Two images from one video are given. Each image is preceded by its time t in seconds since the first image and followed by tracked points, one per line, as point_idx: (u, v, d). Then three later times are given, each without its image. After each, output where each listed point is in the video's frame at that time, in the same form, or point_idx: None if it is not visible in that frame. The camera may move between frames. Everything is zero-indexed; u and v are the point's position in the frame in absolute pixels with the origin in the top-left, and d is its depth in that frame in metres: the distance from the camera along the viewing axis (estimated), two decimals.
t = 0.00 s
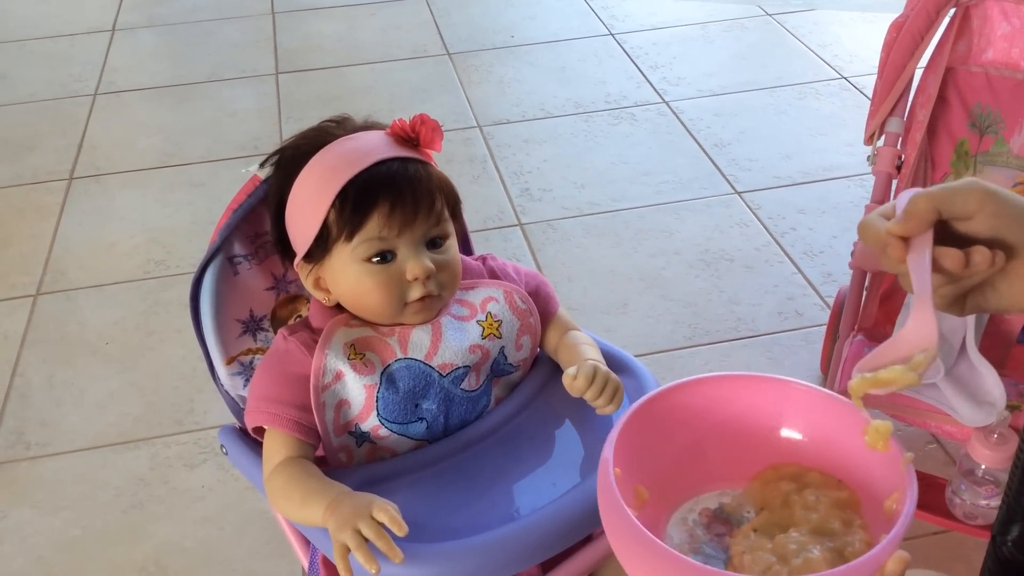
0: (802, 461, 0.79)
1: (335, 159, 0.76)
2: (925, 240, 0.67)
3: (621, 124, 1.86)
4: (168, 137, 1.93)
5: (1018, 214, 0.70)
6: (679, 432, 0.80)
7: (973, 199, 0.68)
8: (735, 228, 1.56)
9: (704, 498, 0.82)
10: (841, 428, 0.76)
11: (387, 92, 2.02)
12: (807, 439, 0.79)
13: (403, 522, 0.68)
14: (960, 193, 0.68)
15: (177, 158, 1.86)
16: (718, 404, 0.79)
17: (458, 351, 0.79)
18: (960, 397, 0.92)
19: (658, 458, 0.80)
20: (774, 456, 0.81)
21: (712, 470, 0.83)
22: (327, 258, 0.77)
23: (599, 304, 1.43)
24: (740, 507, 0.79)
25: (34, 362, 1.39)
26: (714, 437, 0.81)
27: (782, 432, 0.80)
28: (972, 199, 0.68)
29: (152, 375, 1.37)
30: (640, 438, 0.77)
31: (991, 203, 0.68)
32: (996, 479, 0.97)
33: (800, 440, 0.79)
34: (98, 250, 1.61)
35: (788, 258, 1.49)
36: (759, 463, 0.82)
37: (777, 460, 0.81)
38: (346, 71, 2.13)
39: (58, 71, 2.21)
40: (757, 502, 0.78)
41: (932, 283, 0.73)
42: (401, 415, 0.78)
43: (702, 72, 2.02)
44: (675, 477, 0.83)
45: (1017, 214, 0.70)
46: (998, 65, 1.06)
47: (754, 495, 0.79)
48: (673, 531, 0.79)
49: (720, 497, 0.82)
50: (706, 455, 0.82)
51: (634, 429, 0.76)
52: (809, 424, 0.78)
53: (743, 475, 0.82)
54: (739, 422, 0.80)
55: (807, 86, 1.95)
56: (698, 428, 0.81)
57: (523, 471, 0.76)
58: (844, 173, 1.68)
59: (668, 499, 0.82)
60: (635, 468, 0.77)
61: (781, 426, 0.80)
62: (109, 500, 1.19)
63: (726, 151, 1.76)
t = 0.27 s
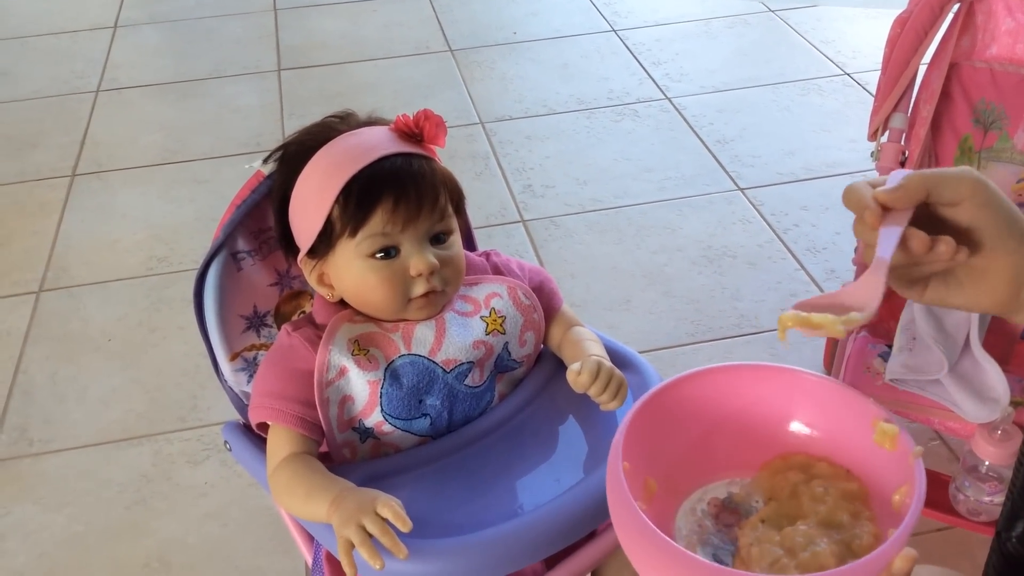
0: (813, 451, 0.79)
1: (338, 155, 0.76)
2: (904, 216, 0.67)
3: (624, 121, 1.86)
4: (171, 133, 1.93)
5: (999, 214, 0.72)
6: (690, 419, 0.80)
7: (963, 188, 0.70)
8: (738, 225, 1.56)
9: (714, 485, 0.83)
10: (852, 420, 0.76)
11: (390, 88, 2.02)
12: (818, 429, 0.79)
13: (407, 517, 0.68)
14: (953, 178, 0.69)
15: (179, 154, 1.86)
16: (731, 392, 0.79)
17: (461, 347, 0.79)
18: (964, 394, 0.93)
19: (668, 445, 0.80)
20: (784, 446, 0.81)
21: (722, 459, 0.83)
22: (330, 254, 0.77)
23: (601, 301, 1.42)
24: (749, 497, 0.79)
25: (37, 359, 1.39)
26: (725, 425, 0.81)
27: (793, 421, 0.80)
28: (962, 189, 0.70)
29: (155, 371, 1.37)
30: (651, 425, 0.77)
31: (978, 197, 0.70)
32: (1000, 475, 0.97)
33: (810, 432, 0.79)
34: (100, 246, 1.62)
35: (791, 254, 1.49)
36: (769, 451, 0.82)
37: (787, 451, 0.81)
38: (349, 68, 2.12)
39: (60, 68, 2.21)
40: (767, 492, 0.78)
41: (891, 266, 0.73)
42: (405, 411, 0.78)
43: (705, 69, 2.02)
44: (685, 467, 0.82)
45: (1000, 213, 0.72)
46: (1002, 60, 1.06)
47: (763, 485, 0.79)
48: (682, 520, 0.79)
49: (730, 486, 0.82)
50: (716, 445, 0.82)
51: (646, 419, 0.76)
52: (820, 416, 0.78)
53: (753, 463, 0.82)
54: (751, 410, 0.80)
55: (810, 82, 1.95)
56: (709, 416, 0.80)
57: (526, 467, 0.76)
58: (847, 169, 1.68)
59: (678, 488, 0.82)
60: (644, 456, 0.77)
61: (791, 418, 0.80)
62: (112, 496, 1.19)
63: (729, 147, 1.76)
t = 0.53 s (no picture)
0: (807, 483, 0.76)
1: (340, 155, 0.76)
2: (778, 219, 0.62)
3: (625, 120, 1.86)
4: (172, 132, 1.93)
5: (869, 226, 0.63)
6: (684, 446, 0.77)
7: (836, 200, 0.62)
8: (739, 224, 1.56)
9: (703, 519, 0.78)
10: (850, 450, 0.73)
11: (391, 88, 2.02)
12: (813, 461, 0.76)
13: (408, 517, 0.69)
14: (828, 189, 0.62)
15: (180, 154, 1.86)
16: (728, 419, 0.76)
17: (463, 347, 0.79)
18: (965, 393, 0.92)
19: (662, 474, 0.76)
20: (778, 479, 0.77)
21: (714, 492, 0.79)
22: (332, 254, 0.77)
23: (603, 300, 1.43)
24: (743, 530, 0.75)
25: (39, 358, 1.39)
26: (719, 454, 0.78)
27: (788, 453, 0.76)
28: (836, 200, 0.62)
29: (157, 370, 1.37)
30: (647, 451, 0.73)
31: (853, 212, 0.62)
32: (1001, 475, 0.98)
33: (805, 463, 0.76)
34: (102, 246, 1.62)
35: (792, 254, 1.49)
36: (762, 483, 0.78)
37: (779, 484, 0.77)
38: (350, 67, 2.12)
39: (61, 67, 2.21)
40: (761, 526, 0.74)
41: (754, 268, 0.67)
42: (407, 410, 0.78)
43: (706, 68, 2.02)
44: (677, 500, 0.78)
45: (871, 232, 0.63)
46: (1003, 59, 1.08)
47: (756, 519, 0.75)
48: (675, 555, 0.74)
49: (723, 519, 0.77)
50: (708, 476, 0.78)
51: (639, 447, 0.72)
52: (814, 447, 0.75)
53: (744, 496, 0.78)
54: (746, 439, 0.77)
55: (811, 81, 1.95)
56: (702, 443, 0.77)
57: (528, 466, 0.76)
58: (849, 168, 1.68)
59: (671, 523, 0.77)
60: (637, 484, 0.73)
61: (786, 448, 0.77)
62: (114, 495, 1.19)
63: (730, 146, 1.76)
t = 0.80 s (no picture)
0: (851, 568, 0.80)
1: (342, 157, 0.76)
2: (654, 226, 0.69)
3: (627, 121, 1.86)
4: (174, 133, 1.93)
5: (740, 234, 0.67)
6: (728, 526, 0.80)
7: (704, 209, 0.67)
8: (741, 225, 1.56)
9: None
10: (893, 532, 0.78)
11: (392, 89, 2.02)
12: (861, 547, 0.80)
13: (409, 519, 0.69)
14: (697, 200, 0.68)
15: (182, 155, 1.86)
16: (763, 500, 0.80)
17: (464, 349, 0.79)
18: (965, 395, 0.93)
19: (701, 553, 0.79)
20: (819, 560, 0.81)
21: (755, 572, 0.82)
22: (332, 256, 0.77)
23: (604, 301, 1.43)
24: None
25: (40, 359, 1.39)
26: (761, 535, 0.82)
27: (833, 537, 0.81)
28: (703, 209, 0.67)
29: (158, 371, 1.37)
30: (690, 529, 0.77)
31: (721, 220, 0.67)
32: (1002, 476, 0.98)
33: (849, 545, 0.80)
34: (103, 247, 1.62)
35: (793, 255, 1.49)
36: (801, 563, 0.82)
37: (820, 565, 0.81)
38: (351, 68, 2.13)
39: (63, 68, 2.21)
40: None
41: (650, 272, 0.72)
42: (408, 412, 0.78)
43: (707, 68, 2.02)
44: None
45: (742, 235, 0.67)
46: (1005, 61, 1.08)
47: None
48: None
49: None
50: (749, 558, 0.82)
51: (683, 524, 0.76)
52: (858, 529, 0.79)
53: None
54: (784, 519, 0.81)
55: (812, 82, 1.95)
56: (745, 522, 0.81)
57: (528, 468, 0.76)
58: (850, 169, 1.68)
59: None
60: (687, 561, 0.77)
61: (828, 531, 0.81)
62: (116, 496, 1.19)
63: (731, 147, 1.76)
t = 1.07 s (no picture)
0: None
1: (345, 157, 0.76)
2: (597, 236, 0.71)
3: (629, 120, 1.86)
4: (176, 133, 1.93)
5: (673, 238, 0.68)
6: None
7: (638, 217, 0.69)
8: (743, 224, 1.56)
9: None
10: None
11: (395, 88, 2.02)
12: None
13: (413, 518, 0.68)
14: (632, 209, 0.69)
15: (184, 154, 1.86)
16: None
17: (467, 348, 0.79)
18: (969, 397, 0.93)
19: None
20: None
21: None
22: (336, 255, 0.77)
23: (606, 300, 1.43)
24: None
25: (43, 358, 1.40)
26: None
27: None
28: (638, 217, 0.69)
29: (161, 370, 1.37)
30: None
31: (656, 227, 0.68)
32: (1006, 476, 0.96)
33: None
34: (106, 246, 1.62)
35: (796, 255, 1.49)
36: None
37: None
38: (353, 67, 2.13)
39: (66, 68, 2.21)
40: None
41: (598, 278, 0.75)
42: (411, 411, 0.78)
43: (710, 68, 2.02)
44: None
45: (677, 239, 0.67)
46: (1008, 61, 1.08)
47: None
48: None
49: None
50: None
51: None
52: None
53: None
54: None
55: (815, 81, 1.94)
56: None
57: (531, 468, 0.75)
58: (853, 169, 1.68)
59: None
60: None
61: None
62: (119, 495, 1.19)
63: (734, 147, 1.76)
